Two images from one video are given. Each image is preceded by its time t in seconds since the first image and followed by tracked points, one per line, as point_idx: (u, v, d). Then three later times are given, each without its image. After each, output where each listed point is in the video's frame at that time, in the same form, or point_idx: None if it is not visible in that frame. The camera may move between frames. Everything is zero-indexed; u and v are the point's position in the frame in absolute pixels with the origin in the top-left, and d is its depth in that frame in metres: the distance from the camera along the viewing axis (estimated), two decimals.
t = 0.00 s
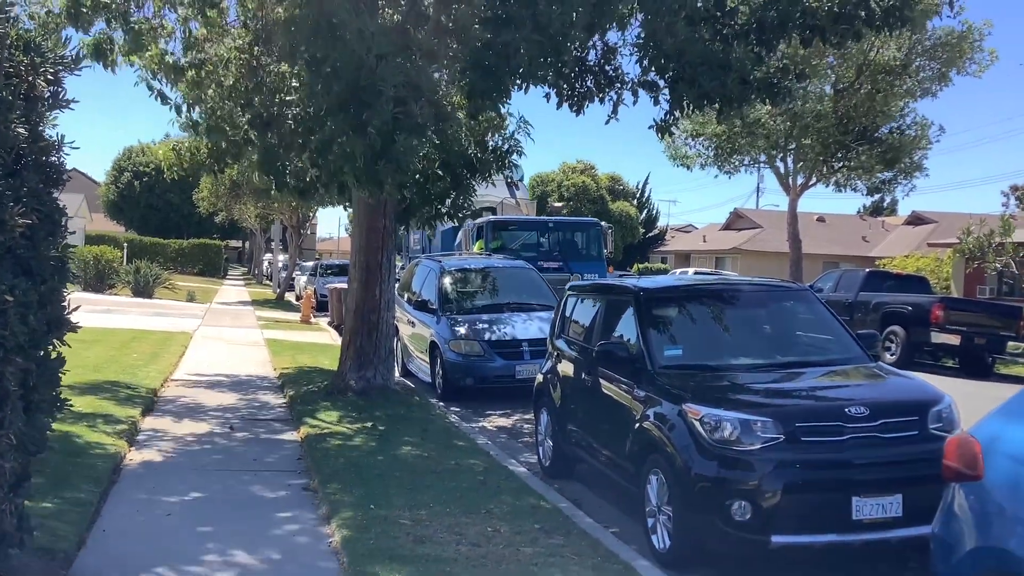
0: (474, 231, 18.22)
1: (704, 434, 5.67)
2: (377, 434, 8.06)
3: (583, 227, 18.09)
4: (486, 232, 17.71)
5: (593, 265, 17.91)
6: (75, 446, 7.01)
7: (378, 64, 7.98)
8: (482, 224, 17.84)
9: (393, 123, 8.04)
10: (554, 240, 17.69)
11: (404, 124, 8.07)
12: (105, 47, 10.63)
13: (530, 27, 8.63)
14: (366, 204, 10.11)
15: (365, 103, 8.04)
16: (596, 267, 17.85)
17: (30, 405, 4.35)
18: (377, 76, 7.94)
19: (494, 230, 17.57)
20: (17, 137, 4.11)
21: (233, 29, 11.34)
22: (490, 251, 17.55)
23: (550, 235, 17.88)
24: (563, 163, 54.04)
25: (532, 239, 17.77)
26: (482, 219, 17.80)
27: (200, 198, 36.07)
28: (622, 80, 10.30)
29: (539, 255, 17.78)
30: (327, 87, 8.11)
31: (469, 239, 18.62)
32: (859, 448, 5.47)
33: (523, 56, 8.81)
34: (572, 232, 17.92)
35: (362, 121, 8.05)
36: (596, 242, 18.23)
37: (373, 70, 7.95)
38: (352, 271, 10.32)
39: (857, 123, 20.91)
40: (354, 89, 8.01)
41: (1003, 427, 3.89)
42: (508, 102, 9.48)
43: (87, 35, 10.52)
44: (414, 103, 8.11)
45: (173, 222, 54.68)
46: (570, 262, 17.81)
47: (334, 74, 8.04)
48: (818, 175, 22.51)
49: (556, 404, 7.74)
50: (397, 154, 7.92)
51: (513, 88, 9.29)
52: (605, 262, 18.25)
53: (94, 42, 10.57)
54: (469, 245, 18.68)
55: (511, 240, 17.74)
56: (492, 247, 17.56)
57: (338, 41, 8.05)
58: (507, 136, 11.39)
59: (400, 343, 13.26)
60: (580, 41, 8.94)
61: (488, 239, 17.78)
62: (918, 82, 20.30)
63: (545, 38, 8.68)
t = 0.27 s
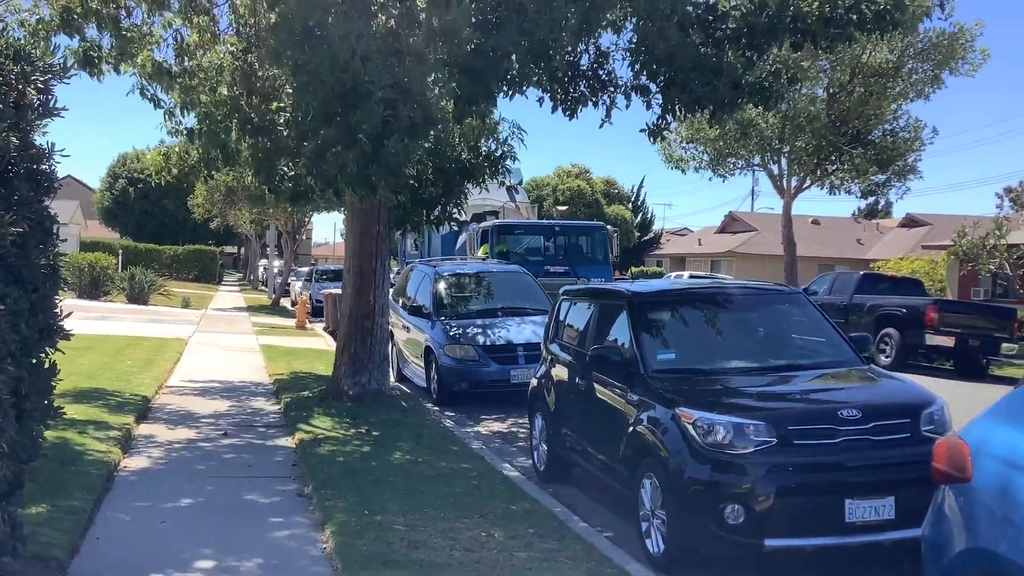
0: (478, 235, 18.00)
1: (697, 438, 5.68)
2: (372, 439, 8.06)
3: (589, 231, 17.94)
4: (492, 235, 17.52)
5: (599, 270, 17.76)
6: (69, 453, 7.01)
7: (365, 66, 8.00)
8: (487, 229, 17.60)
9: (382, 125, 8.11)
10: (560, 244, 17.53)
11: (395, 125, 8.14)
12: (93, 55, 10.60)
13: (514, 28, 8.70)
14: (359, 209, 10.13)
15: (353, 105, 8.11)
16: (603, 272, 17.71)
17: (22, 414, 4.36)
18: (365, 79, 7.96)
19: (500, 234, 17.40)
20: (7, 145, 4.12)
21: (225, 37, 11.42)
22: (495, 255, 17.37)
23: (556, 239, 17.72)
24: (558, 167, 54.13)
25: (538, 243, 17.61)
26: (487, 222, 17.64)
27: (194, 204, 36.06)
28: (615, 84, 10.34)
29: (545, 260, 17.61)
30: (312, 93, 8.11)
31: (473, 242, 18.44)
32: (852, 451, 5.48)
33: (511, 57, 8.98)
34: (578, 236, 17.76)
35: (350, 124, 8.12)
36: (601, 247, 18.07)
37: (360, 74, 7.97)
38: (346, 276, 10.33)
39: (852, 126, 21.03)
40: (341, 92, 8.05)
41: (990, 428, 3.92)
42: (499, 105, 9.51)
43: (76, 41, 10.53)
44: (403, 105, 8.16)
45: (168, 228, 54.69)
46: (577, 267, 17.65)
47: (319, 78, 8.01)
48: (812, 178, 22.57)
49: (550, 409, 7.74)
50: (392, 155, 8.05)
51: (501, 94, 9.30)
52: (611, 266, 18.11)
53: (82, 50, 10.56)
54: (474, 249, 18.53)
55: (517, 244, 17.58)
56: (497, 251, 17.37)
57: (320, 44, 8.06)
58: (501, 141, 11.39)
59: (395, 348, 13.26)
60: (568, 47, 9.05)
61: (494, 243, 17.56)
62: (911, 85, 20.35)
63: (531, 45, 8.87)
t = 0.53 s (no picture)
0: (480, 238, 17.62)
1: (685, 439, 5.70)
2: (361, 443, 8.06)
3: (591, 231, 17.39)
4: (491, 238, 17.08)
5: (600, 272, 17.21)
6: (57, 458, 6.99)
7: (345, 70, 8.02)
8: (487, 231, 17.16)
9: (364, 128, 8.07)
10: (560, 246, 17.04)
11: (377, 129, 8.07)
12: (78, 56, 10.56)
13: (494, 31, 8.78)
14: (348, 212, 10.14)
15: (330, 112, 8.08)
16: (604, 274, 17.15)
17: (8, 420, 4.35)
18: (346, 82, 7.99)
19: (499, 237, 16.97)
20: None
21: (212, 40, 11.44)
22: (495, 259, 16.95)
23: (556, 241, 17.22)
24: (548, 170, 54.21)
25: (539, 246, 17.14)
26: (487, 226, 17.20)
27: (183, 208, 35.96)
28: (605, 86, 10.35)
29: (547, 262, 17.12)
30: (293, 97, 8.11)
31: (475, 246, 18.10)
32: (839, 451, 5.51)
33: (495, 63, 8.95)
34: (578, 238, 17.23)
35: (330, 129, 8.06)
36: (603, 248, 17.52)
37: (342, 77, 8.04)
38: (335, 280, 10.33)
39: (839, 127, 21.16)
40: (322, 97, 8.04)
41: (972, 428, 3.95)
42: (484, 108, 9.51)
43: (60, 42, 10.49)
44: (386, 104, 8.14)
45: (158, 232, 54.54)
46: (578, 269, 17.14)
47: (302, 82, 8.03)
48: (801, 179, 22.66)
49: (539, 411, 7.75)
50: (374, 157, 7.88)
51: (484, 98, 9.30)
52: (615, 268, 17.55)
53: (66, 52, 10.53)
54: (475, 251, 18.31)
55: (518, 247, 17.12)
56: (497, 254, 16.95)
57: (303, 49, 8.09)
58: (489, 145, 11.43)
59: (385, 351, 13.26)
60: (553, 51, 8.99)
61: (494, 246, 17.10)
62: (898, 86, 20.41)
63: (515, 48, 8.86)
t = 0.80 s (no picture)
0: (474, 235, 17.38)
1: (667, 436, 5.72)
2: (344, 442, 8.05)
3: (586, 229, 17.24)
4: (487, 236, 16.81)
5: (595, 270, 17.14)
6: (38, 459, 6.95)
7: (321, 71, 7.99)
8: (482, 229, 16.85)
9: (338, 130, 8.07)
10: (557, 245, 16.89)
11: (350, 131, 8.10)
12: (57, 51, 10.46)
13: (469, 35, 8.76)
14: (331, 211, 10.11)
15: (303, 115, 8.04)
16: (599, 272, 17.09)
17: None
18: (321, 83, 7.97)
19: (495, 235, 16.70)
20: None
21: (192, 37, 11.42)
22: (492, 257, 16.72)
23: (552, 239, 17.06)
24: (532, 168, 54.24)
25: (535, 243, 16.97)
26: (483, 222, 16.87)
27: (165, 207, 35.77)
28: (588, 83, 10.34)
29: (542, 260, 16.99)
30: (269, 98, 8.07)
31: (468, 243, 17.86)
32: (819, 447, 5.55)
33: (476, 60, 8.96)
34: (574, 236, 17.07)
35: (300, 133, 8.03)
36: (598, 246, 17.41)
37: (318, 78, 7.99)
38: (318, 278, 10.29)
39: (820, 125, 21.29)
40: (296, 99, 8.00)
41: (949, 423, 3.99)
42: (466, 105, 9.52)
43: (37, 38, 10.40)
44: (359, 107, 8.28)
45: (140, 231, 54.21)
46: (574, 267, 17.04)
47: (278, 82, 8.01)
48: (783, 177, 22.76)
49: (522, 409, 7.77)
50: (344, 159, 7.95)
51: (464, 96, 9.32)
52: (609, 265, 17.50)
53: (45, 47, 10.43)
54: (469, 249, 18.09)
55: (514, 245, 16.89)
56: (493, 253, 16.72)
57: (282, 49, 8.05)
58: (472, 142, 11.43)
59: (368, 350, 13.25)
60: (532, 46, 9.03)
61: (489, 244, 16.83)
62: (878, 84, 20.61)
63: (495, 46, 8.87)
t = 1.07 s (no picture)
0: (467, 231, 16.87)
1: (645, 432, 5.75)
2: (324, 439, 8.03)
3: (581, 225, 16.80)
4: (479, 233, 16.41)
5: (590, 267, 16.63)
6: (14, 459, 6.89)
7: (301, 73, 7.97)
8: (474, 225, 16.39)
9: (313, 133, 8.03)
10: (549, 240, 16.47)
11: (326, 133, 8.09)
12: (38, 48, 10.31)
13: (451, 25, 8.71)
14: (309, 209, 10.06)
15: (282, 113, 8.03)
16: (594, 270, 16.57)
17: None
18: (299, 85, 7.93)
19: (486, 231, 16.29)
20: None
21: (169, 33, 11.38)
22: (483, 253, 16.30)
23: (545, 235, 16.62)
24: (513, 165, 54.25)
25: (528, 239, 16.52)
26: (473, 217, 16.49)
27: (144, 205, 35.50)
28: (564, 80, 10.39)
29: (536, 257, 16.54)
30: (247, 96, 8.04)
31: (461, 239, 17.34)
32: (795, 441, 5.60)
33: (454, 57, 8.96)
34: (568, 232, 16.62)
35: (277, 132, 8.06)
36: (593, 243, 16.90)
37: (296, 79, 7.96)
38: (296, 276, 10.25)
39: (798, 122, 21.30)
40: (274, 98, 7.99)
41: (920, 417, 4.03)
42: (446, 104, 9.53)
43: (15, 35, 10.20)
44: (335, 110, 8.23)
45: (117, 229, 53.77)
46: (568, 264, 16.55)
47: (256, 82, 7.98)
48: (762, 173, 22.85)
49: (502, 405, 7.78)
50: (310, 165, 7.86)
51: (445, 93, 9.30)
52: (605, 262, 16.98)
53: (23, 43, 10.27)
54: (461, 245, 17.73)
55: (506, 241, 16.46)
56: (484, 249, 16.30)
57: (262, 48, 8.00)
58: (450, 137, 11.42)
59: (348, 347, 13.21)
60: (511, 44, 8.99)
61: (482, 240, 16.35)
62: (856, 80, 20.79)
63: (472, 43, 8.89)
